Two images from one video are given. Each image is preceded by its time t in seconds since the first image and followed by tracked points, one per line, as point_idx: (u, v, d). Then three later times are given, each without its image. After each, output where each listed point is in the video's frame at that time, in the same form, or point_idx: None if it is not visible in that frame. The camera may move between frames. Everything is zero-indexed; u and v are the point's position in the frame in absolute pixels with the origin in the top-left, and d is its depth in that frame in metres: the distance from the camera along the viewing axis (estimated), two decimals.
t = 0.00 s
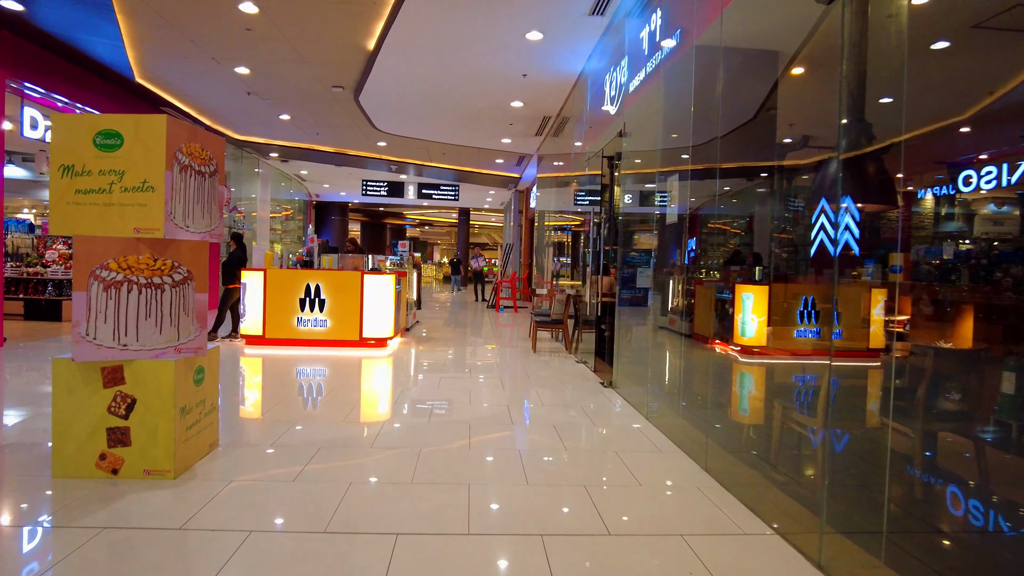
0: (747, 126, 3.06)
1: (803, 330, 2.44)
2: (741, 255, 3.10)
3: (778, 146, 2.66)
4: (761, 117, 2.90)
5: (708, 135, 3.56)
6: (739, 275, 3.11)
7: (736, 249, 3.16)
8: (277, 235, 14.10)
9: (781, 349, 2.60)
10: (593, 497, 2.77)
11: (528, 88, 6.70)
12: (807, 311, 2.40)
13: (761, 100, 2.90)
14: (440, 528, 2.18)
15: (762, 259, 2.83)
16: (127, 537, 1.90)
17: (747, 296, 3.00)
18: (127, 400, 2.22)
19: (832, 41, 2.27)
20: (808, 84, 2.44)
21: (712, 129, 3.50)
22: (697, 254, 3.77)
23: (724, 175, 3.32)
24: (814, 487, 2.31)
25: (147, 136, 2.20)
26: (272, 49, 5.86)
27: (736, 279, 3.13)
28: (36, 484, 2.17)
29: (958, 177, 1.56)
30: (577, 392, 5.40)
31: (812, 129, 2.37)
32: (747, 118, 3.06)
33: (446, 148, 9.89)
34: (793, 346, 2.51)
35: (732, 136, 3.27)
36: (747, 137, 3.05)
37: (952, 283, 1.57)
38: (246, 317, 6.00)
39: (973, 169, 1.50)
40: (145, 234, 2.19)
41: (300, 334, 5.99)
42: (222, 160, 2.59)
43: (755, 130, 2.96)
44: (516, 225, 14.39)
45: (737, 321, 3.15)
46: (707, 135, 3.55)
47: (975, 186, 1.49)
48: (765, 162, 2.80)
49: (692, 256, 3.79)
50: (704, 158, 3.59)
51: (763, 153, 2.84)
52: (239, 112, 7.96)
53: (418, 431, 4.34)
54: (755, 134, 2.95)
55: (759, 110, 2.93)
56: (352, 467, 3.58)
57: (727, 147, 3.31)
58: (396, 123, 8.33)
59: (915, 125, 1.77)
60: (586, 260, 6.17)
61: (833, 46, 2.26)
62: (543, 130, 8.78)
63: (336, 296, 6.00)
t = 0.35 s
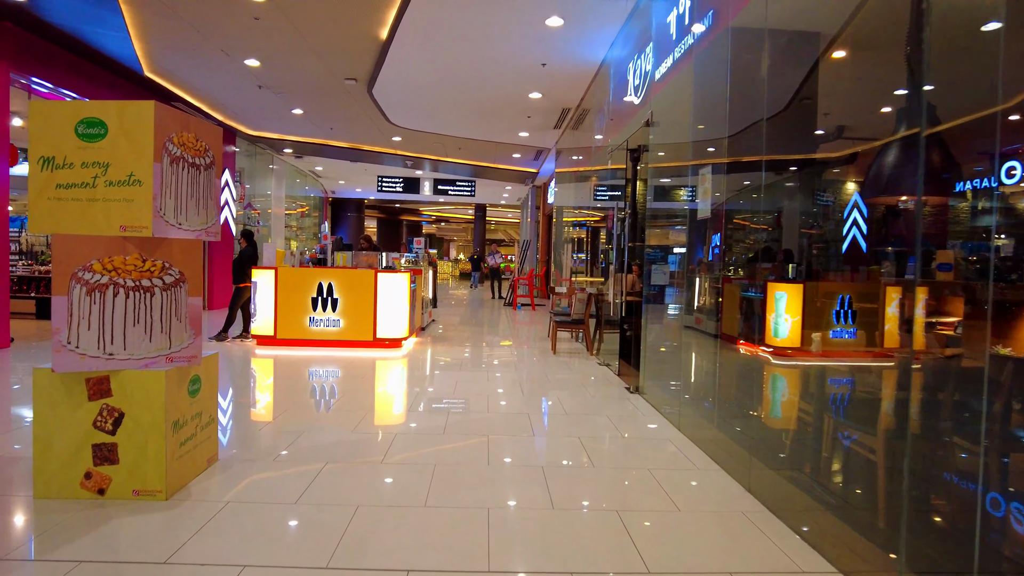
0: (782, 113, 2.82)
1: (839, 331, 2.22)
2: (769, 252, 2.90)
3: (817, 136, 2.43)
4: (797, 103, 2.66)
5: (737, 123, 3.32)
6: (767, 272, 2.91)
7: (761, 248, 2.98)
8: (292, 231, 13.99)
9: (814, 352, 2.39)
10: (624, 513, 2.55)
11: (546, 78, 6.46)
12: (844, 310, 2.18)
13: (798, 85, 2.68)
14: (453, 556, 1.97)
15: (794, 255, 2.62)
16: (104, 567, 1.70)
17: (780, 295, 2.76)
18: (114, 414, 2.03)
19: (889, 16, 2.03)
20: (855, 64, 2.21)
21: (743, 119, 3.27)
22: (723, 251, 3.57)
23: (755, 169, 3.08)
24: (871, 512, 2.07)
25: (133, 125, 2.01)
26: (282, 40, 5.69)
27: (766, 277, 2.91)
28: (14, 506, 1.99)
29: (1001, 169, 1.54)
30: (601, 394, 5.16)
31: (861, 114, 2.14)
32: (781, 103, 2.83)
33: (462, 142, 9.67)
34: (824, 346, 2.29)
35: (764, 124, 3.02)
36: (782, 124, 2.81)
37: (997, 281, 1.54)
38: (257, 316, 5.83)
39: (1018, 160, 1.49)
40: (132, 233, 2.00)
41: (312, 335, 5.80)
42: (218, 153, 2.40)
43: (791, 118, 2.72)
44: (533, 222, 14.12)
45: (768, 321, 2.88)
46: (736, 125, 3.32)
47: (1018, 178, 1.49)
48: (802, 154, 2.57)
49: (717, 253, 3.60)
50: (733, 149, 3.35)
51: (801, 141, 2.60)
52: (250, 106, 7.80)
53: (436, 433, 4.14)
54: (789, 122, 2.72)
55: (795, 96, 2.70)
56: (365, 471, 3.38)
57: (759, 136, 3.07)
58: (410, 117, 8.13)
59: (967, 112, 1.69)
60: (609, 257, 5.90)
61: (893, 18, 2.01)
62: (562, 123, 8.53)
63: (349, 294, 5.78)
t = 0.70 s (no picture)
0: (834, 96, 2.56)
1: (878, 334, 2.19)
2: (796, 250, 2.88)
3: (882, 120, 2.17)
4: (855, 84, 2.40)
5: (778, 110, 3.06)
6: (795, 272, 2.87)
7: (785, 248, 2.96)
8: (304, 228, 13.86)
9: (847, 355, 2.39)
10: (660, 537, 2.30)
11: (565, 68, 6.21)
12: (882, 312, 2.16)
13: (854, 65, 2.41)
14: None
15: (823, 253, 2.60)
16: None
17: (813, 295, 2.68)
18: (94, 430, 1.81)
19: None
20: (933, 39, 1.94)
21: (786, 105, 2.99)
22: (746, 252, 3.48)
23: (790, 161, 2.93)
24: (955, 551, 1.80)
25: (116, 105, 1.79)
26: (292, 30, 5.48)
27: (795, 277, 2.86)
28: None
29: None
30: (624, 397, 4.88)
31: (940, 90, 1.87)
32: (833, 83, 2.57)
33: (477, 137, 9.44)
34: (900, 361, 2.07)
35: (811, 109, 2.76)
36: (836, 108, 2.55)
37: None
38: (265, 317, 5.58)
39: None
40: (114, 227, 1.77)
41: (323, 336, 5.57)
42: (215, 140, 2.18)
43: (847, 101, 2.46)
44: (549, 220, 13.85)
45: (797, 322, 2.82)
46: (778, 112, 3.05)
47: None
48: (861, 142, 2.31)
49: (741, 252, 3.50)
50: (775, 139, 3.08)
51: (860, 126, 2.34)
52: (261, 100, 7.62)
53: (451, 439, 3.90)
54: (845, 105, 2.46)
55: (851, 76, 2.44)
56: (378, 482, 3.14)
57: (805, 122, 2.81)
58: (425, 112, 7.92)
59: None
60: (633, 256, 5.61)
61: None
62: (580, 117, 8.27)
63: (361, 293, 5.54)
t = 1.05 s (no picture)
0: (870, 79, 2.34)
1: (909, 337, 2.08)
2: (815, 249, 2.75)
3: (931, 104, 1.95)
4: (897, 63, 2.18)
5: (805, 96, 2.82)
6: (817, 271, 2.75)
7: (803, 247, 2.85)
8: (308, 227, 13.67)
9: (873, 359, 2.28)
10: (689, 570, 2.06)
11: (575, 60, 5.98)
12: (913, 315, 2.05)
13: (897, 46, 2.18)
14: None
15: (844, 253, 2.50)
16: None
17: (834, 296, 2.57)
18: (48, 453, 1.62)
19: None
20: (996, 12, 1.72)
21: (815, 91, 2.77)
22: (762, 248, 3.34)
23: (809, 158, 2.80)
24: None
25: (71, 82, 1.57)
26: (292, 21, 5.28)
27: (818, 277, 2.71)
28: None
29: None
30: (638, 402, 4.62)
31: (1016, 67, 1.65)
32: (869, 65, 2.34)
33: (484, 134, 9.22)
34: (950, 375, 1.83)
35: (845, 94, 2.53)
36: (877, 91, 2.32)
37: None
38: (264, 318, 5.36)
39: None
40: (69, 222, 1.55)
41: (324, 339, 5.34)
42: (190, 125, 1.96)
43: (887, 85, 2.23)
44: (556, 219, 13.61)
45: (819, 325, 2.69)
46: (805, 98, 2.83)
47: None
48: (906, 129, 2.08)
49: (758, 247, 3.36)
50: (803, 129, 2.84)
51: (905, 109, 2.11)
52: (262, 95, 7.42)
53: (457, 447, 3.67)
54: (885, 86, 2.23)
55: (891, 56, 2.22)
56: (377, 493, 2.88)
57: (838, 109, 2.58)
58: (430, 107, 7.71)
59: None
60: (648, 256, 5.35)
61: None
62: (590, 112, 8.04)
63: (363, 295, 5.31)
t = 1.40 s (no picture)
0: (907, 57, 2.08)
1: (936, 341, 1.82)
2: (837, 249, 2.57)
3: (976, 83, 1.71)
4: (939, 38, 1.93)
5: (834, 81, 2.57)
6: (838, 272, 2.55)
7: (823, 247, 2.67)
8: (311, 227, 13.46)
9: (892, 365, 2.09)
10: None
11: (581, 51, 5.73)
12: (942, 318, 1.81)
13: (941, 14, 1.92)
14: None
15: (863, 253, 2.33)
16: None
17: (858, 299, 2.34)
18: None
19: None
20: None
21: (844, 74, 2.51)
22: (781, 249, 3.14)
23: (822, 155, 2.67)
24: None
25: None
26: (283, 10, 5.04)
27: (838, 278, 2.52)
28: None
29: None
30: (650, 410, 4.37)
31: None
32: (906, 40, 2.09)
33: (488, 130, 8.97)
34: (1006, 394, 1.61)
35: (880, 75, 2.27)
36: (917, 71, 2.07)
37: None
38: (257, 322, 5.12)
39: None
40: None
41: (320, 344, 5.09)
42: (146, 112, 1.73)
43: (930, 62, 1.97)
44: (563, 217, 13.35)
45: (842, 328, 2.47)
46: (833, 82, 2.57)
47: None
48: (947, 114, 1.83)
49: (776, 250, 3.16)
50: (831, 116, 2.58)
51: (949, 89, 1.86)
52: (258, 91, 7.21)
53: (458, 461, 3.43)
54: (924, 65, 1.98)
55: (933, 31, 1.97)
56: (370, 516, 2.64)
57: (870, 93, 2.33)
58: (432, 101, 7.47)
59: None
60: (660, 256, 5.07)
61: None
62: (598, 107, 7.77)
63: (360, 298, 5.06)
